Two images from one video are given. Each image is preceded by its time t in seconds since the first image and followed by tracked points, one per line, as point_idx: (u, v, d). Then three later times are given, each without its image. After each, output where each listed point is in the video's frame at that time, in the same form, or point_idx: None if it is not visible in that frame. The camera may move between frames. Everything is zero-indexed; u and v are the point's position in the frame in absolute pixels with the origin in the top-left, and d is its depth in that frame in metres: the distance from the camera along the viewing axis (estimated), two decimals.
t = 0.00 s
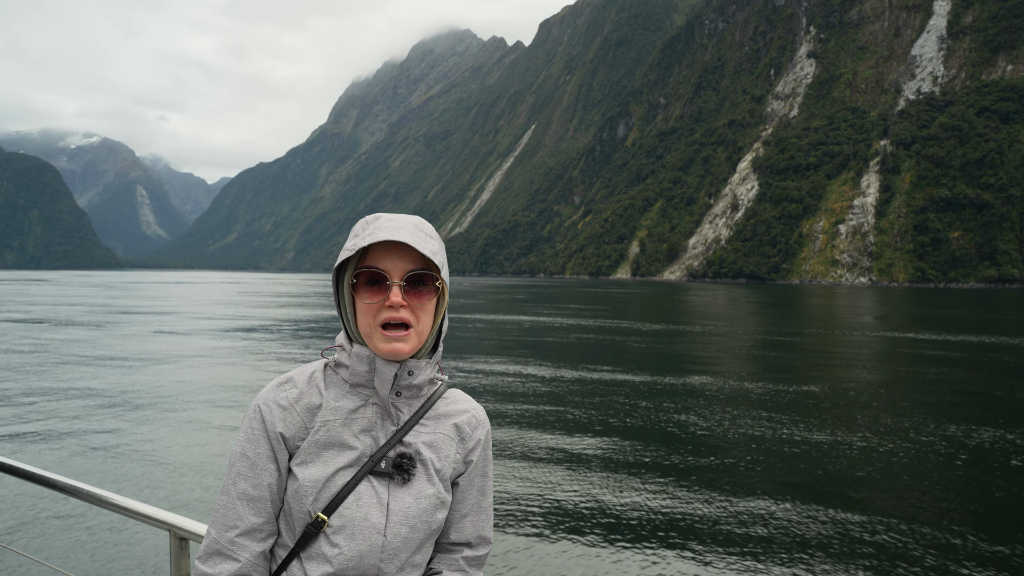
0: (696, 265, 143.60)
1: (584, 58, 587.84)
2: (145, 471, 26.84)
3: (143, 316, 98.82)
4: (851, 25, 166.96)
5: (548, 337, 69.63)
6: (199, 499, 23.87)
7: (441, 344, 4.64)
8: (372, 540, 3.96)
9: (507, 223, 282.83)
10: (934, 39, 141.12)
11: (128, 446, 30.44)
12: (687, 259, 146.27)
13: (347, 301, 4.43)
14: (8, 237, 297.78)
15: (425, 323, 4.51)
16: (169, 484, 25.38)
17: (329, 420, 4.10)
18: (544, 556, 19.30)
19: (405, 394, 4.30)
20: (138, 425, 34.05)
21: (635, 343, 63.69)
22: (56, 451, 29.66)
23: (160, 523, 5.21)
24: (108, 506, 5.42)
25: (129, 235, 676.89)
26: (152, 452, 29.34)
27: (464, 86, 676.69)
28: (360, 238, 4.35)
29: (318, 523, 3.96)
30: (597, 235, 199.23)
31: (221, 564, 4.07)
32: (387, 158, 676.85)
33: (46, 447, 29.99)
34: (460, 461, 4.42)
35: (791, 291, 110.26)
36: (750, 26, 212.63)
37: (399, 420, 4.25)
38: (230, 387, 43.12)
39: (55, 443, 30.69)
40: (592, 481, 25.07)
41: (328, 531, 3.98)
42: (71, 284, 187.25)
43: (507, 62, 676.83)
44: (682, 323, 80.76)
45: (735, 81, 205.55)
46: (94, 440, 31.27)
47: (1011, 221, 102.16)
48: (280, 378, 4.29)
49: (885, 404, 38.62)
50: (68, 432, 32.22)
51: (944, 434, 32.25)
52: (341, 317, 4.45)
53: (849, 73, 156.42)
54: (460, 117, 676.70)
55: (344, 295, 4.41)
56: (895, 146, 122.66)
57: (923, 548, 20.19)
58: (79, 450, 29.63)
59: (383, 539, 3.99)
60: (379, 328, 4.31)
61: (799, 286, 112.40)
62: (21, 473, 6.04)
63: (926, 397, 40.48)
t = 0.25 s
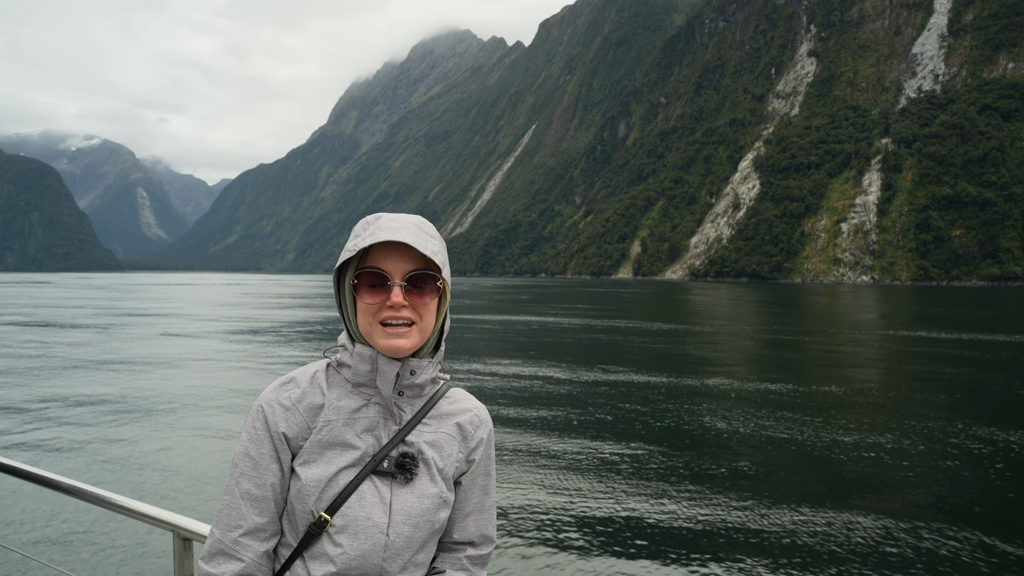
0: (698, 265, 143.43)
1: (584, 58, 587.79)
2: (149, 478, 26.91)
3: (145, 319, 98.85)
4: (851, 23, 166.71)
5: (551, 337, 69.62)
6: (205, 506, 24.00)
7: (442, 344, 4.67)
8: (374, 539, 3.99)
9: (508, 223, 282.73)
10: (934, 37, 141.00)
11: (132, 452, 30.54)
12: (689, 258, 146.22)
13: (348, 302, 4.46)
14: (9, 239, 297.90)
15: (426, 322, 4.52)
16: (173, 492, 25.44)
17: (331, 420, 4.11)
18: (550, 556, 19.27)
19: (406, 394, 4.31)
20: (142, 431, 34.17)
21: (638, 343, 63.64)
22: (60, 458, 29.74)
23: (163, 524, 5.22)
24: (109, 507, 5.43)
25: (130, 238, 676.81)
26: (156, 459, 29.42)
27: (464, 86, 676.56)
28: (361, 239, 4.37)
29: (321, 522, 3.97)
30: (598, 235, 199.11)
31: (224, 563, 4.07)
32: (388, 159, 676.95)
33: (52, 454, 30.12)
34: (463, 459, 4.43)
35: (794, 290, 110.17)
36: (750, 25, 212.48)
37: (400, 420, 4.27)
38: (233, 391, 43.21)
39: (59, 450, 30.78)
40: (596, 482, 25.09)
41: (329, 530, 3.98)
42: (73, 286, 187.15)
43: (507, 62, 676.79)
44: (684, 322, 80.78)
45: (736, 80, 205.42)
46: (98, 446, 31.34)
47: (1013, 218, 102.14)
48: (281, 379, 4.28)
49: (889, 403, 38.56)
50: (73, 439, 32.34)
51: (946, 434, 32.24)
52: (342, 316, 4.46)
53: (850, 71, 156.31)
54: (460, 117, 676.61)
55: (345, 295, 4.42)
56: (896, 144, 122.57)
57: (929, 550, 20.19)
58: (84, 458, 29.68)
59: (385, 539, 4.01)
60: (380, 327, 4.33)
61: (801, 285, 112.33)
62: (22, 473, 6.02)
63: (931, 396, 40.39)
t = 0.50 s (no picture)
0: (699, 266, 143.30)
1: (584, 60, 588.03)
2: (152, 483, 26.98)
3: (147, 323, 98.84)
4: (851, 24, 166.68)
5: (553, 339, 69.57)
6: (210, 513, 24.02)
7: (445, 344, 4.69)
8: (378, 539, 3.99)
9: (509, 225, 282.64)
10: (935, 38, 141.07)
11: (135, 458, 30.62)
12: (690, 260, 146.22)
13: (352, 302, 4.47)
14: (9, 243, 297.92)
15: (428, 323, 4.54)
16: (177, 497, 25.51)
17: (334, 421, 4.14)
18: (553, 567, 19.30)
19: (410, 394, 4.34)
20: (144, 437, 34.21)
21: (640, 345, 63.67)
22: (63, 464, 29.82)
23: (167, 525, 5.23)
24: (116, 509, 5.47)
25: (131, 241, 676.83)
26: (158, 464, 29.48)
27: (464, 89, 676.93)
28: (363, 241, 4.40)
29: (324, 523, 3.99)
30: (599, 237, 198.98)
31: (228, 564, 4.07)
32: (388, 162, 677.30)
33: (56, 460, 30.15)
34: (466, 459, 4.46)
35: (795, 291, 110.14)
36: (750, 26, 212.55)
37: (404, 420, 4.29)
38: (235, 397, 43.27)
39: (62, 456, 30.83)
40: (599, 489, 25.11)
41: (334, 530, 4.00)
42: (74, 290, 187.06)
43: (507, 64, 677.31)
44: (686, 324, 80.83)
45: (736, 81, 205.41)
46: (101, 453, 31.41)
47: (1015, 218, 102.10)
48: (286, 380, 4.31)
49: (893, 405, 38.51)
50: (77, 445, 32.35)
51: (949, 436, 32.27)
52: (346, 317, 4.47)
53: (850, 72, 156.41)
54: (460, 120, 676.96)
55: (348, 296, 4.44)
56: (897, 145, 122.52)
57: (933, 555, 20.21)
58: (86, 464, 29.75)
59: (388, 539, 4.03)
60: (382, 329, 4.35)
61: (802, 286, 112.25)
62: (28, 477, 6.06)
63: (934, 397, 40.31)
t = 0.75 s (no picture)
0: (700, 268, 143.21)
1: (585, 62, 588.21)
2: (153, 488, 27.04)
3: (149, 326, 98.85)
4: (852, 26, 166.72)
5: (554, 342, 69.49)
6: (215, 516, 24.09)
7: (447, 345, 4.67)
8: (380, 539, 4.00)
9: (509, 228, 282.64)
10: (935, 40, 141.07)
11: (136, 463, 30.66)
12: (691, 262, 146.17)
13: (354, 301, 4.45)
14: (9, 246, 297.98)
15: (432, 323, 4.51)
16: (177, 501, 25.57)
17: (337, 421, 4.13)
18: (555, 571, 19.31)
19: (412, 394, 4.32)
20: (145, 441, 34.24)
21: (642, 347, 63.69)
22: (64, 469, 29.87)
23: (170, 525, 5.23)
24: (117, 509, 5.46)
25: (131, 244, 677.10)
26: (159, 469, 29.52)
27: (465, 91, 677.08)
28: (366, 239, 4.38)
29: (329, 522, 3.99)
30: (600, 239, 199.01)
31: (229, 563, 4.07)
32: (389, 164, 677.61)
33: (59, 464, 30.13)
34: (468, 459, 4.45)
35: (796, 293, 110.10)
36: (751, 28, 212.60)
37: (406, 420, 4.29)
38: (235, 401, 43.25)
39: (63, 461, 30.85)
40: (600, 492, 25.08)
41: (338, 529, 4.01)
42: (75, 292, 187.05)
43: (507, 66, 677.64)
44: (688, 326, 80.74)
45: (737, 83, 205.35)
46: (102, 458, 31.43)
47: (1017, 220, 102.02)
48: (290, 379, 4.30)
49: (894, 408, 38.46)
50: (80, 449, 32.30)
51: (950, 439, 32.25)
52: (349, 317, 4.46)
53: (851, 74, 156.40)
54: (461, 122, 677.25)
55: (352, 294, 4.42)
56: (899, 147, 122.50)
57: (936, 558, 20.22)
58: (87, 469, 29.81)
59: (392, 537, 4.02)
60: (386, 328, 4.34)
61: (804, 288, 112.24)
62: (31, 476, 6.08)
63: (936, 400, 40.25)
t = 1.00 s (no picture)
0: (701, 269, 143.39)
1: (584, 63, 588.01)
2: (153, 483, 27.10)
3: (149, 326, 98.87)
4: (853, 27, 166.77)
5: (554, 342, 69.45)
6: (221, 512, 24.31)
7: (448, 342, 4.67)
8: (381, 534, 4.00)
9: (509, 228, 282.90)
10: (936, 40, 141.06)
11: (135, 458, 30.70)
12: (692, 263, 146.18)
13: (357, 297, 4.44)
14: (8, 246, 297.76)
15: (433, 318, 4.52)
16: (177, 496, 25.60)
17: (339, 416, 4.13)
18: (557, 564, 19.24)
19: (413, 390, 4.33)
20: (145, 437, 34.28)
21: (642, 347, 63.77)
22: (64, 465, 29.91)
23: (172, 522, 5.24)
24: (119, 505, 5.47)
25: (131, 244, 677.08)
26: (158, 465, 29.56)
27: (464, 91, 677.16)
28: (369, 236, 4.41)
29: (330, 518, 4.00)
30: (601, 240, 199.17)
31: (230, 557, 4.07)
32: (388, 165, 677.46)
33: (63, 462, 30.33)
34: (468, 455, 4.46)
35: (797, 293, 110.13)
36: (751, 29, 212.71)
37: (406, 418, 4.29)
38: (234, 399, 43.29)
39: (62, 457, 30.88)
40: (600, 488, 25.06)
41: (338, 524, 4.01)
42: (76, 292, 187.04)
43: (507, 66, 677.51)
44: (688, 327, 80.76)
45: (738, 84, 205.54)
46: (101, 454, 31.45)
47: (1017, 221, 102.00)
48: (291, 377, 4.31)
49: (894, 408, 38.40)
50: (83, 448, 32.47)
51: (949, 438, 32.24)
52: (351, 313, 4.45)
53: (852, 75, 156.40)
54: (461, 122, 677.33)
55: (355, 291, 4.41)
56: (899, 148, 122.62)
57: (938, 552, 20.20)
58: (87, 465, 29.83)
59: (393, 532, 4.04)
60: (388, 325, 4.34)
61: (805, 288, 112.28)
62: (32, 475, 6.08)
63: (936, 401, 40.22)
